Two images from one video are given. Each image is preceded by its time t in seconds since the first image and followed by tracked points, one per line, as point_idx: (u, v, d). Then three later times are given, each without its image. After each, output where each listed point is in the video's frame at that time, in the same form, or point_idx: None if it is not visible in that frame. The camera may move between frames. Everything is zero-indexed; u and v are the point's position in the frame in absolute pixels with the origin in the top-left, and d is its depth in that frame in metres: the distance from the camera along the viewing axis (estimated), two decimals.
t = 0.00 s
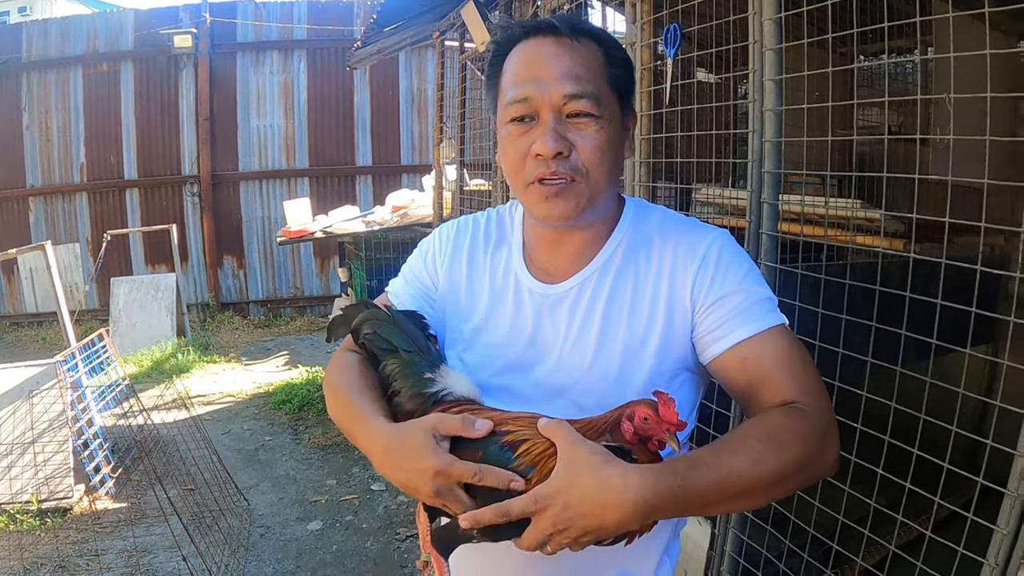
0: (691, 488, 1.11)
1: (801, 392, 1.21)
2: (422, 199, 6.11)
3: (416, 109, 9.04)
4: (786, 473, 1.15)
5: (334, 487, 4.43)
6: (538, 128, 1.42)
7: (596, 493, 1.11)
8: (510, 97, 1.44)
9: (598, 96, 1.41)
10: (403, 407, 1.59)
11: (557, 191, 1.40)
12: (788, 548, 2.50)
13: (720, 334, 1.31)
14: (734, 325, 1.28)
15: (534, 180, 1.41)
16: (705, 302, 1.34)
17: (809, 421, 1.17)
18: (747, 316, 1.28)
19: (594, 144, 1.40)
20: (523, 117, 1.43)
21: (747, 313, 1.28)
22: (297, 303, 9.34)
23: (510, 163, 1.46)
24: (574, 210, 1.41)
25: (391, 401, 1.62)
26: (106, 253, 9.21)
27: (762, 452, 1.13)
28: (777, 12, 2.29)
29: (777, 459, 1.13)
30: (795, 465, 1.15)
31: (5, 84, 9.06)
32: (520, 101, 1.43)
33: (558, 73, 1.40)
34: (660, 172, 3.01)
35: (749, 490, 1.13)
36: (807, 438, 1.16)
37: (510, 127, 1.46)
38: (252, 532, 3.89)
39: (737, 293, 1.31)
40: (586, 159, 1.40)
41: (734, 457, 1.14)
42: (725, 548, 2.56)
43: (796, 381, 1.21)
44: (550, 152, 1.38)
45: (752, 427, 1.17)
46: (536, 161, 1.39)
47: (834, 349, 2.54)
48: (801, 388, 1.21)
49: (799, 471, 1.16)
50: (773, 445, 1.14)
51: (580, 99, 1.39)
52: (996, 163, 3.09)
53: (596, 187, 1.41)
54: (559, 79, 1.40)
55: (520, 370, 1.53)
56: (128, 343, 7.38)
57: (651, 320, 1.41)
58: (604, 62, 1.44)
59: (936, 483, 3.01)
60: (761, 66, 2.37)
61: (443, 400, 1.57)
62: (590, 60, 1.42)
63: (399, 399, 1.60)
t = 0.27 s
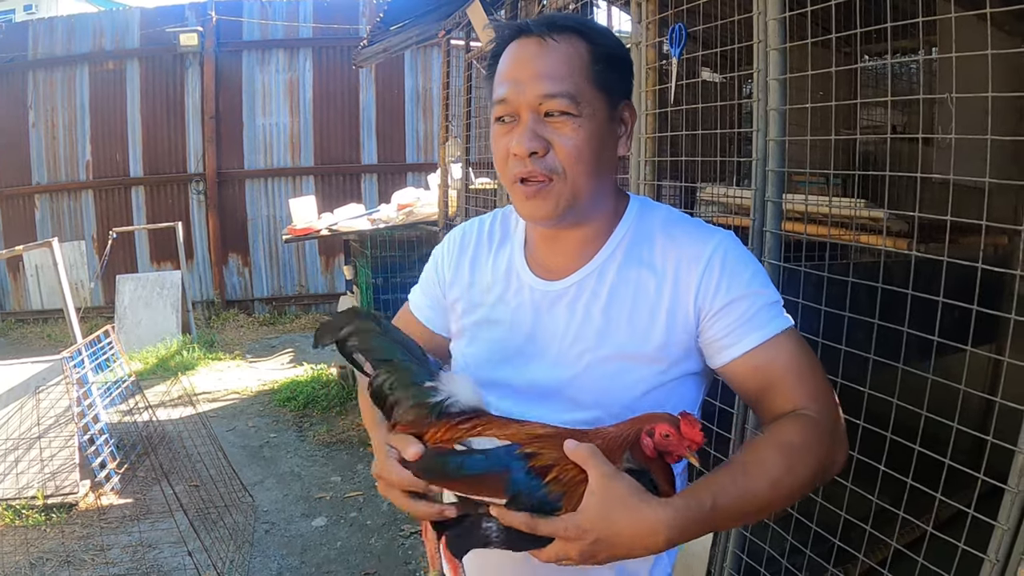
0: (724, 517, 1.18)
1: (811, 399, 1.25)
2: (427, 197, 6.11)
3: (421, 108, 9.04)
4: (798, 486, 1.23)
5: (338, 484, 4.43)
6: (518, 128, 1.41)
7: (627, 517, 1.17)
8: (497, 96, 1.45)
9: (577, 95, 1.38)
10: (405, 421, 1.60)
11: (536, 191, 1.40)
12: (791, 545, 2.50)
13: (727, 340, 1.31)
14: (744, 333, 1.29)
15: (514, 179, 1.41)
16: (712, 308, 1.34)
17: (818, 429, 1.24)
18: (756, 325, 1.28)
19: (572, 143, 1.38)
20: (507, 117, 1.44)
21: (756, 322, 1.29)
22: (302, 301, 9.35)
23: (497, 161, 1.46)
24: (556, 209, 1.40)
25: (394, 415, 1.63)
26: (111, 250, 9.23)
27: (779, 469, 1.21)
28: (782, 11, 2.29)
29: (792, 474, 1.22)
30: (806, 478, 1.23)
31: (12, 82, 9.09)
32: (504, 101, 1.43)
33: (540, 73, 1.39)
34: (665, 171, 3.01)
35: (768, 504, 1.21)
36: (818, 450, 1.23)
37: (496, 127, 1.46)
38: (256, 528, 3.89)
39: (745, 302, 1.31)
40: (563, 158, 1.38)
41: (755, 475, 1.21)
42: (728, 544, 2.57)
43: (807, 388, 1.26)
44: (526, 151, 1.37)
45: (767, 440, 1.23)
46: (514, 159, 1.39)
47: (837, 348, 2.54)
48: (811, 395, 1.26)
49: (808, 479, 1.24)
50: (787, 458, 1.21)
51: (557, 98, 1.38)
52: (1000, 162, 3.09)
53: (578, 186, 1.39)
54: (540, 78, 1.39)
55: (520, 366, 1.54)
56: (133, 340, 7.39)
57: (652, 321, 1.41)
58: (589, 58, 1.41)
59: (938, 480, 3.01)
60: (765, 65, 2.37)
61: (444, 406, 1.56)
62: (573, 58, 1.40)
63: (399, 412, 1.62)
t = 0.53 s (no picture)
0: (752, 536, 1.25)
1: (817, 412, 1.28)
2: (433, 196, 6.12)
3: (426, 106, 9.04)
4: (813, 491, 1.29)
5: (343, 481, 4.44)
6: (515, 124, 1.42)
7: (667, 560, 1.20)
8: (496, 93, 1.46)
9: (572, 91, 1.38)
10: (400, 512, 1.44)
11: (532, 188, 1.40)
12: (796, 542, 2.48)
13: (734, 349, 1.30)
14: (753, 345, 1.28)
15: (511, 175, 1.41)
16: (717, 316, 1.32)
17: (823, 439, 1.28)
18: (764, 337, 1.28)
19: (568, 139, 1.38)
20: (504, 114, 1.45)
21: (764, 334, 1.28)
22: (307, 298, 9.36)
23: (497, 159, 1.47)
24: (552, 207, 1.40)
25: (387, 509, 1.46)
26: (117, 247, 9.26)
27: (794, 483, 1.27)
28: (789, 11, 2.29)
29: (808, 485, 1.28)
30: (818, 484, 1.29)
31: (19, 79, 9.12)
32: (501, 98, 1.44)
33: (536, 70, 1.40)
34: (671, 170, 3.00)
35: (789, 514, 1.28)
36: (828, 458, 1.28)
37: (495, 124, 1.47)
38: (261, 524, 3.90)
39: (751, 313, 1.29)
40: (558, 155, 1.38)
41: (773, 491, 1.27)
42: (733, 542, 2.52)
43: (813, 402, 1.28)
44: (521, 148, 1.38)
45: (779, 456, 1.27)
46: (512, 156, 1.40)
47: (842, 347, 2.52)
48: (817, 407, 1.28)
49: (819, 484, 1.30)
50: (800, 472, 1.26)
51: (551, 95, 1.39)
52: (1006, 162, 3.07)
53: (574, 183, 1.39)
54: (536, 75, 1.40)
55: (517, 367, 1.51)
56: (138, 336, 7.41)
57: (652, 325, 1.38)
58: (587, 55, 1.41)
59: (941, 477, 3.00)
60: (772, 64, 2.36)
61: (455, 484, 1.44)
62: (569, 54, 1.40)
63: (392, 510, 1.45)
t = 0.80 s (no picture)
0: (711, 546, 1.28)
1: (782, 433, 1.29)
2: (433, 194, 6.12)
3: (426, 104, 9.04)
4: (771, 506, 1.31)
5: (344, 479, 4.44)
6: (519, 119, 1.41)
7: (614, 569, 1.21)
8: (499, 89, 1.45)
9: (576, 87, 1.38)
10: None
11: (536, 182, 1.39)
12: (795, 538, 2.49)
13: (721, 352, 1.30)
14: (737, 352, 1.28)
15: (515, 169, 1.40)
16: (708, 319, 1.31)
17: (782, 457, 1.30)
18: (747, 346, 1.28)
19: (572, 135, 1.37)
20: (508, 109, 1.43)
21: (750, 342, 1.27)
22: (307, 297, 9.36)
23: (500, 154, 1.45)
24: (556, 200, 1.39)
25: None
26: (116, 246, 9.25)
27: (751, 497, 1.29)
28: (788, 9, 2.29)
29: (765, 500, 1.30)
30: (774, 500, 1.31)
31: (17, 78, 9.10)
32: (505, 94, 1.43)
33: (541, 67, 1.39)
34: (671, 168, 3.01)
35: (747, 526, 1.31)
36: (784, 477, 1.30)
37: (498, 120, 1.46)
38: (262, 522, 3.91)
39: (744, 319, 1.28)
40: (562, 150, 1.37)
41: (736, 502, 1.29)
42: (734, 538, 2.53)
43: (782, 421, 1.28)
44: (526, 141, 1.37)
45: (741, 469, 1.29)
46: (516, 151, 1.39)
47: (842, 344, 2.53)
48: (784, 427, 1.29)
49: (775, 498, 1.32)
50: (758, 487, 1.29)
51: (556, 90, 1.38)
52: (1004, 160, 3.07)
53: (578, 180, 1.38)
54: (541, 71, 1.39)
55: (515, 363, 1.50)
56: (138, 335, 7.40)
57: (649, 324, 1.36)
58: (591, 51, 1.40)
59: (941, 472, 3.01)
60: (771, 62, 2.36)
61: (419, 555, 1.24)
62: (574, 51, 1.39)
63: None
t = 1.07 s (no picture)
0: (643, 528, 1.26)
1: (736, 442, 1.24)
2: (437, 193, 6.13)
3: (430, 104, 9.05)
4: (702, 509, 1.26)
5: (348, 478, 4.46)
6: (554, 111, 1.39)
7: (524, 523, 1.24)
8: (528, 79, 1.42)
9: (616, 80, 1.37)
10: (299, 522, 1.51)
11: (571, 175, 1.38)
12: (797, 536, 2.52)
13: (703, 345, 1.26)
14: (717, 345, 1.25)
15: (548, 162, 1.38)
16: (699, 312, 1.28)
17: (729, 466, 1.24)
18: (728, 341, 1.24)
19: (611, 130, 1.36)
20: (540, 99, 1.41)
21: (732, 336, 1.24)
22: (311, 296, 9.37)
23: (525, 144, 1.43)
24: (588, 194, 1.39)
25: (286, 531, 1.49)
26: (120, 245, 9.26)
27: (684, 488, 1.25)
28: (794, 10, 2.28)
29: (699, 501, 1.26)
30: (710, 506, 1.26)
31: (22, 77, 9.10)
32: (537, 83, 1.41)
33: (577, 58, 1.37)
34: (677, 168, 3.02)
35: (677, 522, 1.27)
36: (726, 486, 1.25)
37: (527, 109, 1.43)
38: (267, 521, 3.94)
39: (734, 314, 1.25)
40: (602, 143, 1.36)
41: (671, 493, 1.26)
42: (738, 537, 2.55)
43: (737, 428, 1.23)
44: (566, 134, 1.35)
45: (690, 463, 1.25)
46: (551, 142, 1.37)
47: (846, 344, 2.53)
48: (737, 435, 1.23)
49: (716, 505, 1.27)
50: (696, 484, 1.25)
51: (598, 83, 1.36)
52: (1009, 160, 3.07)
53: (610, 175, 1.38)
54: (578, 62, 1.37)
55: (520, 359, 1.49)
56: (142, 334, 7.41)
57: (647, 319, 1.34)
58: (621, 48, 1.40)
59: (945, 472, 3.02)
60: (777, 62, 2.37)
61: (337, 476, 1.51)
62: (612, 46, 1.38)
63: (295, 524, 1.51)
